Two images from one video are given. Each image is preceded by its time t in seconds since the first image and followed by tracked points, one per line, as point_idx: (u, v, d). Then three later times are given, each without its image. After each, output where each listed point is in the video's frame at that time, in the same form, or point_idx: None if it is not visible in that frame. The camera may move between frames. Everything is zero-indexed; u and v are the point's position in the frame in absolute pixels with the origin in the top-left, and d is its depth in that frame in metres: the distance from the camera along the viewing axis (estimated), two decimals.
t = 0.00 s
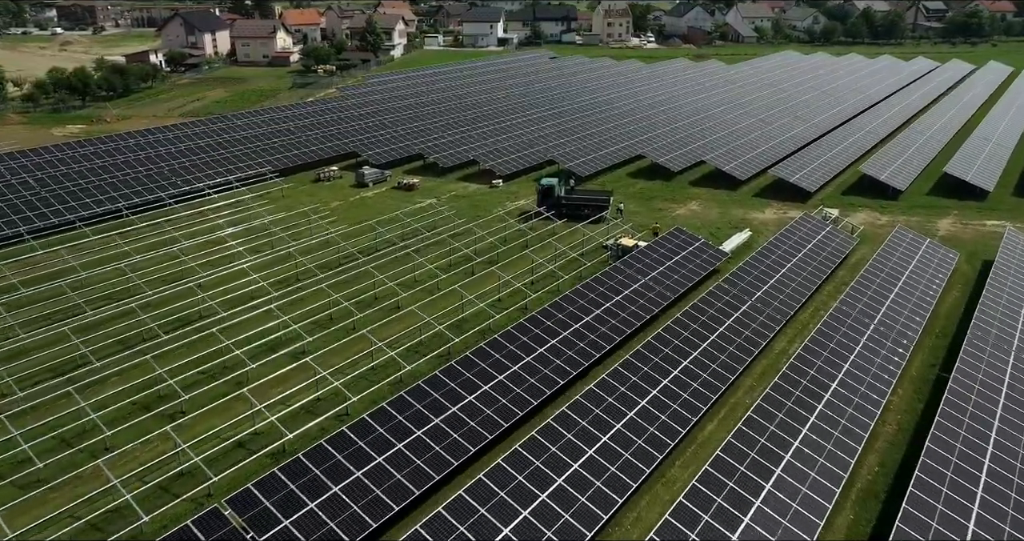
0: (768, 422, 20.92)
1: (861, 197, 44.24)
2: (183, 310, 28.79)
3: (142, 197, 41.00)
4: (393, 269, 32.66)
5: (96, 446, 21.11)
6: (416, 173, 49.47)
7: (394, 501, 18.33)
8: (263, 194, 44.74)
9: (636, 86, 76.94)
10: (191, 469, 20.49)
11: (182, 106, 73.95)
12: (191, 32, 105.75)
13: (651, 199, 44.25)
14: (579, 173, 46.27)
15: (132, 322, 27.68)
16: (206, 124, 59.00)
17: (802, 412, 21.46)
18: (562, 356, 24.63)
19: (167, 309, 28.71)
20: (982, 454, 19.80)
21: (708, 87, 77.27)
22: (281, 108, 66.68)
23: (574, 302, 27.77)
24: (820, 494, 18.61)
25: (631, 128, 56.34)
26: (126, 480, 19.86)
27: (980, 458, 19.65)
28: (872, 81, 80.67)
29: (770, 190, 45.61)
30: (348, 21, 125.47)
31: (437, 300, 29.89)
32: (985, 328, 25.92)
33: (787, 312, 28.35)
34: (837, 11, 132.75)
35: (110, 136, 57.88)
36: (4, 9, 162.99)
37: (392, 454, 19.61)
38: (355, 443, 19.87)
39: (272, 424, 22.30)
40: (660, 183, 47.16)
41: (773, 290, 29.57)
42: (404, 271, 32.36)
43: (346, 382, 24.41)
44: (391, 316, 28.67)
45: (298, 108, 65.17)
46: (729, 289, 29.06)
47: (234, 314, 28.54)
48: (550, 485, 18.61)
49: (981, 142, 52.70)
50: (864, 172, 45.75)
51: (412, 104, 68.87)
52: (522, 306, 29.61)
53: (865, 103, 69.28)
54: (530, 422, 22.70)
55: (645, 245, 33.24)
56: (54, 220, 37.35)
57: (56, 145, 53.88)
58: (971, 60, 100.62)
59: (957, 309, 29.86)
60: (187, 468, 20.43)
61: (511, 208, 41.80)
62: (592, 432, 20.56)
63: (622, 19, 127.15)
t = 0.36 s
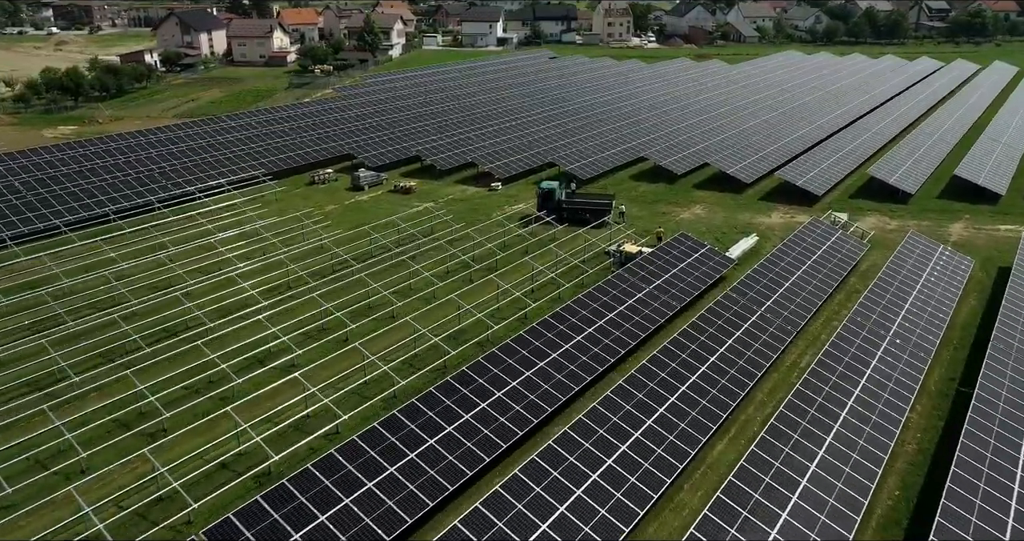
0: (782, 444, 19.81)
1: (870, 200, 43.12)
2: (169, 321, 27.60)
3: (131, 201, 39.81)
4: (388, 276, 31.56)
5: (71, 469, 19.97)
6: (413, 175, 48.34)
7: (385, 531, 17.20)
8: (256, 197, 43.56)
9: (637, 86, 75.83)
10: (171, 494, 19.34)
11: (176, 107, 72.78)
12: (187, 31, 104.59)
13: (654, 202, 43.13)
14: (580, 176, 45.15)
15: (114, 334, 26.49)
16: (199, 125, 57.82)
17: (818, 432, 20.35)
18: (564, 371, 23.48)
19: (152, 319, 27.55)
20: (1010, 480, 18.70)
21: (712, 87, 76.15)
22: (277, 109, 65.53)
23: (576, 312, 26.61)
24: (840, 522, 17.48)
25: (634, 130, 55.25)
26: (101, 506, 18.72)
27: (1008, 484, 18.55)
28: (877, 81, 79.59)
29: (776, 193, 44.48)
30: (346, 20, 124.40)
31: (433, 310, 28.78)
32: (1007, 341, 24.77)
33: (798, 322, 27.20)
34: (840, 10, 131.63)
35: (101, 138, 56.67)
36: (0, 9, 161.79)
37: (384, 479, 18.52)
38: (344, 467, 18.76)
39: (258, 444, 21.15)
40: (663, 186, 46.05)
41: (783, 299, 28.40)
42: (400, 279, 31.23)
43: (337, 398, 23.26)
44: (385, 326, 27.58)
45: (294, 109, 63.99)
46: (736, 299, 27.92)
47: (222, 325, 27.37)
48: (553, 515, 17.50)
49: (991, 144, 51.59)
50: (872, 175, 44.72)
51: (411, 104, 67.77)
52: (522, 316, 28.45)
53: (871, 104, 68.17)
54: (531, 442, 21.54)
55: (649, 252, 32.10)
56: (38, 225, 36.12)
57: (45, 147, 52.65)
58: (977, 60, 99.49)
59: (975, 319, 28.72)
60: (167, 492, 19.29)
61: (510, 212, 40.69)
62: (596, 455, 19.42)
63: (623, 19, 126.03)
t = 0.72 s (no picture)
0: (798, 468, 18.68)
1: (879, 204, 41.99)
2: (152, 334, 26.39)
3: (118, 205, 38.60)
4: (383, 284, 30.41)
5: (41, 497, 18.77)
6: (410, 178, 47.20)
7: None
8: (248, 201, 42.35)
9: (639, 87, 74.75)
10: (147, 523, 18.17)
11: (169, 108, 71.64)
12: (183, 31, 103.43)
13: (657, 206, 41.99)
14: (581, 179, 44.01)
15: (94, 348, 25.25)
16: (192, 126, 56.66)
17: (836, 456, 19.20)
18: (566, 387, 22.30)
19: (134, 331, 26.37)
20: None
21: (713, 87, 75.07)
22: (272, 110, 64.41)
23: (578, 324, 25.45)
24: None
25: (635, 131, 54.15)
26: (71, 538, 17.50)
27: None
28: (881, 82, 78.50)
29: (782, 197, 43.35)
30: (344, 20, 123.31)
31: (429, 320, 27.63)
32: None
33: (810, 334, 26.02)
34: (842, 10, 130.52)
35: (92, 139, 55.45)
36: None
37: (374, 507, 17.37)
38: (333, 494, 17.60)
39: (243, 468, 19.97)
40: (666, 190, 44.93)
41: (794, 310, 27.22)
42: (395, 288, 30.09)
43: (327, 418, 22.08)
44: (378, 338, 26.45)
45: (289, 109, 62.79)
46: (745, 310, 26.76)
47: (207, 338, 26.17)
48: None
49: (1001, 146, 50.50)
50: (880, 178, 43.62)
51: (408, 105, 66.70)
52: (521, 327, 27.27)
53: (876, 104, 67.06)
54: (532, 464, 20.38)
55: (654, 259, 30.95)
56: (20, 231, 34.86)
57: (33, 149, 51.42)
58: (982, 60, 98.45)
59: (994, 330, 27.53)
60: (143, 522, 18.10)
61: (509, 216, 39.56)
62: (601, 482, 18.30)
63: (624, 18, 124.97)
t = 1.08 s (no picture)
0: (815, 496, 17.55)
1: (888, 209, 40.87)
2: (135, 349, 25.23)
3: (105, 210, 37.41)
4: (377, 295, 29.30)
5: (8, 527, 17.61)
6: (406, 181, 46.05)
7: None
8: (239, 205, 41.18)
9: (640, 87, 73.65)
10: None
11: (163, 109, 70.44)
12: (179, 31, 102.31)
13: (661, 211, 40.87)
14: (582, 183, 42.88)
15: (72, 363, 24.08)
16: (185, 128, 55.49)
17: (856, 482, 18.08)
18: (568, 406, 21.16)
19: (116, 344, 25.21)
20: None
21: (716, 88, 73.99)
22: (267, 111, 63.25)
23: (581, 337, 24.33)
24: None
25: (637, 133, 53.03)
26: None
27: None
28: (886, 82, 77.34)
29: (788, 201, 42.24)
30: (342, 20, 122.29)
31: (424, 333, 26.51)
32: None
33: (823, 347, 24.86)
34: (844, 9, 129.31)
35: (82, 141, 54.28)
36: None
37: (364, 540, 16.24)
38: (319, 525, 16.47)
39: (225, 495, 18.83)
40: (669, 194, 43.80)
41: (806, 322, 26.08)
42: (390, 298, 28.96)
43: (316, 438, 20.93)
44: (372, 351, 25.34)
45: (284, 110, 61.59)
46: (755, 322, 25.62)
47: (192, 354, 25.01)
48: None
49: (1011, 149, 49.41)
50: (890, 182, 42.48)
51: (406, 106, 65.53)
52: (520, 340, 26.13)
53: (882, 105, 65.97)
54: (532, 490, 19.24)
55: (659, 268, 29.82)
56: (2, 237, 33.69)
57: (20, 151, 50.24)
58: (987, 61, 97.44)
59: (1014, 342, 26.38)
60: None
61: (508, 222, 38.41)
62: (606, 512, 17.18)
63: (624, 18, 123.82)
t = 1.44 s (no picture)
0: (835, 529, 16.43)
1: (899, 214, 39.73)
2: (116, 365, 24.07)
3: (91, 215, 36.22)
4: (371, 306, 28.18)
5: None
6: (403, 185, 44.90)
7: None
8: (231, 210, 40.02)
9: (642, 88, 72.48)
10: None
11: (157, 110, 69.24)
12: (175, 31, 101.13)
13: (665, 216, 39.76)
14: (584, 187, 41.74)
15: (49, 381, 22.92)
16: (177, 130, 54.34)
17: (878, 512, 16.97)
18: (570, 427, 20.02)
19: (96, 361, 24.07)
20: None
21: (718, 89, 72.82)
22: (262, 112, 62.08)
23: (584, 352, 23.19)
24: None
25: (639, 135, 51.90)
26: None
27: None
28: (891, 83, 76.24)
29: (796, 206, 41.11)
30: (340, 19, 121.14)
31: (420, 346, 25.38)
32: None
33: (837, 362, 23.70)
34: (847, 9, 128.18)
35: (72, 143, 53.13)
36: None
37: None
38: None
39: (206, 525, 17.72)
40: (673, 198, 42.69)
41: (819, 335, 24.93)
42: (384, 310, 27.82)
43: (304, 462, 19.80)
44: (365, 367, 24.24)
45: (280, 111, 60.44)
46: (765, 335, 24.47)
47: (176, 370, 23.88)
48: None
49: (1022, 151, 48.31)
50: (899, 185, 41.41)
51: (403, 107, 64.33)
52: (520, 355, 24.98)
53: (888, 106, 64.78)
54: (533, 520, 18.11)
55: (664, 277, 28.68)
56: None
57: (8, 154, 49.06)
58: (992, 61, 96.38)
59: None
60: None
61: (508, 227, 37.30)
62: None
63: (625, 17, 122.63)
